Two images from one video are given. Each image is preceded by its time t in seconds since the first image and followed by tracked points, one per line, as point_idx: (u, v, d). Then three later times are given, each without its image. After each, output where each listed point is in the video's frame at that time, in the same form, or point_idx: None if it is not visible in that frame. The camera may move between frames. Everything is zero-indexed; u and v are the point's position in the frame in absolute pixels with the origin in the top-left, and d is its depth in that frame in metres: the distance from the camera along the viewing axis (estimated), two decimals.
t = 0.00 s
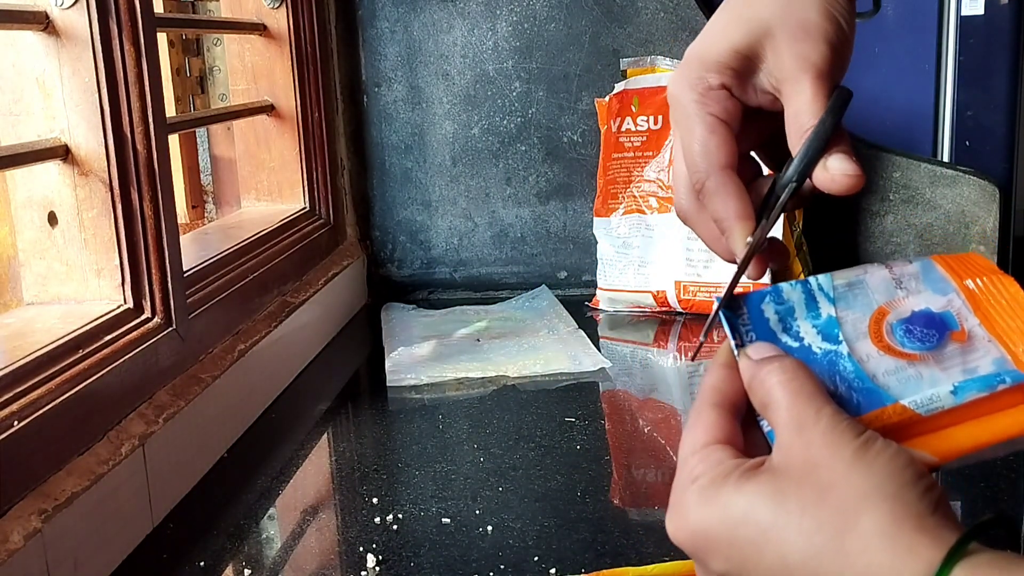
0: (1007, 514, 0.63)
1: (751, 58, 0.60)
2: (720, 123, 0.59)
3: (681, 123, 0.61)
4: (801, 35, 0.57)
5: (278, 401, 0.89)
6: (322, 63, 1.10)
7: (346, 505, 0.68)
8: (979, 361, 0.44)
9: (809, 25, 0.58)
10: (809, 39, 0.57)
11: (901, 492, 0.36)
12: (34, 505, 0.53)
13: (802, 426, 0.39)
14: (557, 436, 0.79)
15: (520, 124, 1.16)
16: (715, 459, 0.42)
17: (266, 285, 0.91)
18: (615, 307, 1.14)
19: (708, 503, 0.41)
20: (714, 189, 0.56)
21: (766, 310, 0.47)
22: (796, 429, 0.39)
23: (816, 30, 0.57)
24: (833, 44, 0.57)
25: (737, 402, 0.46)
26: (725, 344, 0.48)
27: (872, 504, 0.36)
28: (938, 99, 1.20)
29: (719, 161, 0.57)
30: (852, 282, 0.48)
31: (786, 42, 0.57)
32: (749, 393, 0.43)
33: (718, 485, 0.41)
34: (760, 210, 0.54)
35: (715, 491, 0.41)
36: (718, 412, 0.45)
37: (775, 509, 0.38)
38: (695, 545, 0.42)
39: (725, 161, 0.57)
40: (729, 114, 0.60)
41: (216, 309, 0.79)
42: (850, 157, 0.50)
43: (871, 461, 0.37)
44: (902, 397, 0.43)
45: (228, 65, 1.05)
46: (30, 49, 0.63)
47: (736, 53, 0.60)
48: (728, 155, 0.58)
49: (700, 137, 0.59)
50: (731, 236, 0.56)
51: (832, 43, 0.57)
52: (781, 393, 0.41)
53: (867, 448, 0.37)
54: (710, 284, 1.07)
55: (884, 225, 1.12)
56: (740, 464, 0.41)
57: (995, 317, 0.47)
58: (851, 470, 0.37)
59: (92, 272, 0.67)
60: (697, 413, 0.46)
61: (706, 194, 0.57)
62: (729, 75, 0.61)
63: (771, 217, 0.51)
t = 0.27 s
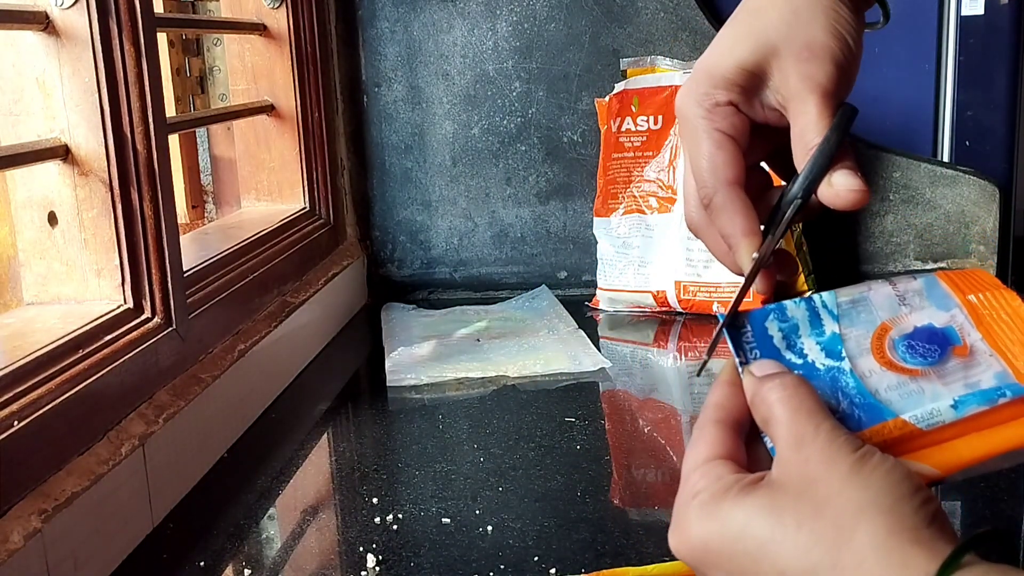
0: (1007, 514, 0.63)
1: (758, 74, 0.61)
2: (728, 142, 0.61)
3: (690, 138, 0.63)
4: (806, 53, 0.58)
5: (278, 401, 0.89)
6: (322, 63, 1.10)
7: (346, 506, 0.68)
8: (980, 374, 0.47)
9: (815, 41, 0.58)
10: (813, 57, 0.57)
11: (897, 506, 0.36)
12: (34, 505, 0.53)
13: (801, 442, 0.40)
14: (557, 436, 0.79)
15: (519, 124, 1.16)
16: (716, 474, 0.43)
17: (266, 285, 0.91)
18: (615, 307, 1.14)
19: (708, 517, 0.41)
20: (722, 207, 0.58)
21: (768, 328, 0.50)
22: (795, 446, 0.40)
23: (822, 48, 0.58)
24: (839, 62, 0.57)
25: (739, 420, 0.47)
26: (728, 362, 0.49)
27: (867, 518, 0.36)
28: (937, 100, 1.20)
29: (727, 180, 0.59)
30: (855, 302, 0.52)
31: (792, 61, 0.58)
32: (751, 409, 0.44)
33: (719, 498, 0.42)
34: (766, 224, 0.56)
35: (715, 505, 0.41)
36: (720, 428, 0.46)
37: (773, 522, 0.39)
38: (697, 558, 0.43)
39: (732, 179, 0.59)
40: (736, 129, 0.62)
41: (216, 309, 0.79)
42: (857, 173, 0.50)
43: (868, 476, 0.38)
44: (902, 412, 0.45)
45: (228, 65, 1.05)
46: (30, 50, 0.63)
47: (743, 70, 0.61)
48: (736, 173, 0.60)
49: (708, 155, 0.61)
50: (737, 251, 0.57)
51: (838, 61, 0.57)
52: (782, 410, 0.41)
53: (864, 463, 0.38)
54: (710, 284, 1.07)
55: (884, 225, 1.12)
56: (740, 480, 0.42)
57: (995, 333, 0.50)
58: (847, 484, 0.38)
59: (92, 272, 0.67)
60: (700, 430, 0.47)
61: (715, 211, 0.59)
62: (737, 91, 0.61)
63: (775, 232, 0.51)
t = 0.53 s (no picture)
0: (1006, 513, 0.63)
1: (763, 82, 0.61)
2: (735, 150, 0.61)
3: (697, 147, 0.63)
4: (810, 63, 0.58)
5: (278, 401, 0.89)
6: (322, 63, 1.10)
7: (346, 506, 0.68)
8: (984, 377, 0.48)
9: (818, 50, 0.58)
10: (816, 67, 0.57)
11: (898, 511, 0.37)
12: (34, 505, 0.53)
13: (804, 447, 0.40)
14: (557, 436, 0.79)
15: (519, 124, 1.16)
16: (721, 482, 0.43)
17: (266, 285, 0.91)
18: (615, 307, 1.14)
19: (713, 525, 0.41)
20: (732, 214, 0.59)
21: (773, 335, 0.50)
22: (799, 452, 0.40)
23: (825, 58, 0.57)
24: (842, 71, 0.57)
25: (746, 428, 0.47)
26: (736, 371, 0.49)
27: (869, 524, 0.37)
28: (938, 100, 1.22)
29: (735, 188, 0.60)
30: (861, 307, 0.52)
31: (796, 71, 0.58)
32: (758, 417, 0.45)
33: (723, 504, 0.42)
34: (773, 231, 0.57)
35: (720, 512, 0.41)
36: (727, 436, 0.46)
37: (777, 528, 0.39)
38: (701, 566, 0.42)
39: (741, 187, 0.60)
40: (743, 137, 0.62)
41: (216, 309, 0.79)
42: (860, 177, 0.51)
43: (870, 481, 0.38)
44: (907, 417, 0.46)
45: (228, 65, 1.05)
46: (30, 50, 0.63)
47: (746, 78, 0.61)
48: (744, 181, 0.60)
49: (716, 164, 0.61)
50: (747, 259, 0.58)
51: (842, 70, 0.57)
52: (786, 417, 0.42)
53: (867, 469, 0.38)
54: (710, 284, 1.07)
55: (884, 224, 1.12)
56: (746, 487, 0.42)
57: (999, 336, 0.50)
58: (849, 489, 0.38)
59: (92, 272, 0.66)
60: (707, 438, 0.47)
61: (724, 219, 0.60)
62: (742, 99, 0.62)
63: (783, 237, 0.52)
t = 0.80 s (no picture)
0: (1007, 514, 0.63)
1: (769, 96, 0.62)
2: (744, 163, 0.62)
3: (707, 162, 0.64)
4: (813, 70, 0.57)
5: (278, 401, 0.89)
6: (322, 63, 1.10)
7: (346, 505, 0.68)
8: (1008, 381, 0.44)
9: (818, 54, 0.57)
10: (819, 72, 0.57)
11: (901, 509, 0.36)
12: (34, 505, 0.53)
13: (815, 444, 0.40)
14: (557, 436, 0.79)
15: (519, 124, 1.16)
16: (732, 475, 0.43)
17: (266, 285, 0.91)
18: (615, 307, 1.14)
19: (722, 515, 0.42)
20: (743, 226, 0.60)
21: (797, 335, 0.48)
22: (809, 448, 0.40)
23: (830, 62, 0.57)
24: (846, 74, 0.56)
25: (764, 425, 0.46)
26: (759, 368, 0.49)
27: (870, 522, 0.36)
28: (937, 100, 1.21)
29: (744, 199, 0.60)
30: (886, 305, 0.48)
31: (800, 79, 0.58)
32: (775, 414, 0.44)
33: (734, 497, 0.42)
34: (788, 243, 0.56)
35: (729, 504, 0.42)
36: (743, 430, 0.46)
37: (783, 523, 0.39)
38: (712, 556, 0.43)
39: (752, 200, 0.60)
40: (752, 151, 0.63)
41: (216, 309, 0.79)
42: (874, 182, 0.50)
43: (875, 479, 0.37)
44: (923, 418, 0.43)
45: (228, 65, 1.05)
46: (30, 50, 0.63)
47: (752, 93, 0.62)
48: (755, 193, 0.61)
49: (725, 176, 0.62)
50: (760, 273, 0.58)
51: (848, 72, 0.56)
52: (801, 414, 0.42)
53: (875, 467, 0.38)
54: (710, 284, 1.07)
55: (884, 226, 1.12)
56: (757, 481, 0.42)
57: None
58: (854, 487, 0.37)
59: (92, 271, 0.67)
60: (724, 432, 0.47)
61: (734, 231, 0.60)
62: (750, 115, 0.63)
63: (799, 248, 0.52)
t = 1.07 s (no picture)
0: (1007, 514, 0.63)
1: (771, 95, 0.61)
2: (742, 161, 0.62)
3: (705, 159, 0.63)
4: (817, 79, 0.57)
5: (278, 401, 0.89)
6: (322, 63, 1.10)
7: (346, 505, 0.68)
8: (995, 375, 0.46)
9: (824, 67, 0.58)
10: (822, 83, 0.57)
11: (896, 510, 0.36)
12: (34, 505, 0.53)
13: (809, 446, 0.40)
14: (557, 436, 0.79)
15: (519, 124, 1.16)
16: (727, 480, 0.43)
17: (266, 285, 0.91)
18: (615, 308, 1.14)
19: (717, 520, 0.42)
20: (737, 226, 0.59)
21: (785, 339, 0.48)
22: (803, 451, 0.40)
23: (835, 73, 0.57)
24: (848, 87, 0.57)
25: (756, 429, 0.46)
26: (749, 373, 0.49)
27: (866, 523, 0.36)
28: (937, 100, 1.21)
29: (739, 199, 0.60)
30: (873, 307, 0.50)
31: (803, 86, 0.58)
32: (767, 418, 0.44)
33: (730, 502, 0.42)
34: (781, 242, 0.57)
35: (725, 509, 0.42)
36: (735, 435, 0.46)
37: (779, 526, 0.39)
38: (707, 563, 0.43)
39: (749, 197, 0.60)
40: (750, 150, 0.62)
41: (216, 309, 0.79)
42: (865, 190, 0.50)
43: (869, 481, 0.38)
44: (915, 417, 0.44)
45: (228, 65, 1.05)
46: (30, 50, 0.63)
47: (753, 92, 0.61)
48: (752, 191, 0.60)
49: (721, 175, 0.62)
50: (755, 268, 0.58)
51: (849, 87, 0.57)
52: (793, 418, 0.42)
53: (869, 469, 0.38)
54: (710, 284, 1.07)
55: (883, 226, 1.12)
56: (753, 485, 0.42)
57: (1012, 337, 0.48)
58: (850, 488, 0.38)
59: (92, 272, 0.67)
60: (715, 438, 0.47)
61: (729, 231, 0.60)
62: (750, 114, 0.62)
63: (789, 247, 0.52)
